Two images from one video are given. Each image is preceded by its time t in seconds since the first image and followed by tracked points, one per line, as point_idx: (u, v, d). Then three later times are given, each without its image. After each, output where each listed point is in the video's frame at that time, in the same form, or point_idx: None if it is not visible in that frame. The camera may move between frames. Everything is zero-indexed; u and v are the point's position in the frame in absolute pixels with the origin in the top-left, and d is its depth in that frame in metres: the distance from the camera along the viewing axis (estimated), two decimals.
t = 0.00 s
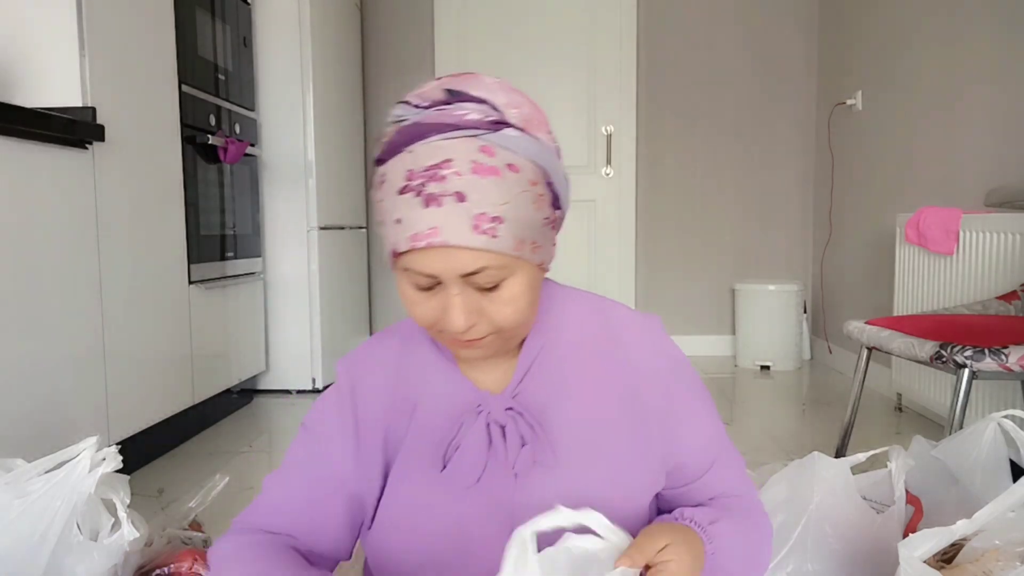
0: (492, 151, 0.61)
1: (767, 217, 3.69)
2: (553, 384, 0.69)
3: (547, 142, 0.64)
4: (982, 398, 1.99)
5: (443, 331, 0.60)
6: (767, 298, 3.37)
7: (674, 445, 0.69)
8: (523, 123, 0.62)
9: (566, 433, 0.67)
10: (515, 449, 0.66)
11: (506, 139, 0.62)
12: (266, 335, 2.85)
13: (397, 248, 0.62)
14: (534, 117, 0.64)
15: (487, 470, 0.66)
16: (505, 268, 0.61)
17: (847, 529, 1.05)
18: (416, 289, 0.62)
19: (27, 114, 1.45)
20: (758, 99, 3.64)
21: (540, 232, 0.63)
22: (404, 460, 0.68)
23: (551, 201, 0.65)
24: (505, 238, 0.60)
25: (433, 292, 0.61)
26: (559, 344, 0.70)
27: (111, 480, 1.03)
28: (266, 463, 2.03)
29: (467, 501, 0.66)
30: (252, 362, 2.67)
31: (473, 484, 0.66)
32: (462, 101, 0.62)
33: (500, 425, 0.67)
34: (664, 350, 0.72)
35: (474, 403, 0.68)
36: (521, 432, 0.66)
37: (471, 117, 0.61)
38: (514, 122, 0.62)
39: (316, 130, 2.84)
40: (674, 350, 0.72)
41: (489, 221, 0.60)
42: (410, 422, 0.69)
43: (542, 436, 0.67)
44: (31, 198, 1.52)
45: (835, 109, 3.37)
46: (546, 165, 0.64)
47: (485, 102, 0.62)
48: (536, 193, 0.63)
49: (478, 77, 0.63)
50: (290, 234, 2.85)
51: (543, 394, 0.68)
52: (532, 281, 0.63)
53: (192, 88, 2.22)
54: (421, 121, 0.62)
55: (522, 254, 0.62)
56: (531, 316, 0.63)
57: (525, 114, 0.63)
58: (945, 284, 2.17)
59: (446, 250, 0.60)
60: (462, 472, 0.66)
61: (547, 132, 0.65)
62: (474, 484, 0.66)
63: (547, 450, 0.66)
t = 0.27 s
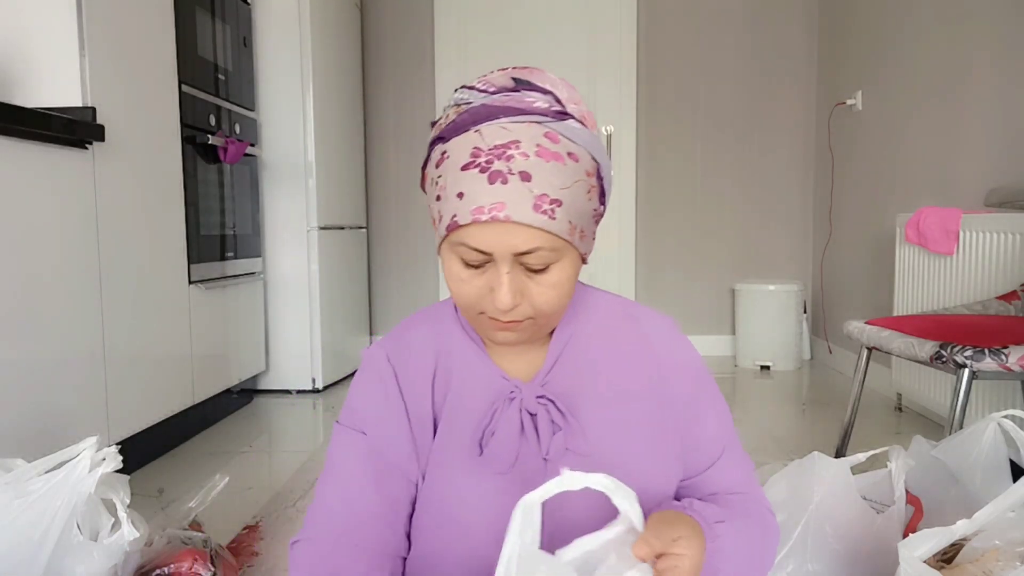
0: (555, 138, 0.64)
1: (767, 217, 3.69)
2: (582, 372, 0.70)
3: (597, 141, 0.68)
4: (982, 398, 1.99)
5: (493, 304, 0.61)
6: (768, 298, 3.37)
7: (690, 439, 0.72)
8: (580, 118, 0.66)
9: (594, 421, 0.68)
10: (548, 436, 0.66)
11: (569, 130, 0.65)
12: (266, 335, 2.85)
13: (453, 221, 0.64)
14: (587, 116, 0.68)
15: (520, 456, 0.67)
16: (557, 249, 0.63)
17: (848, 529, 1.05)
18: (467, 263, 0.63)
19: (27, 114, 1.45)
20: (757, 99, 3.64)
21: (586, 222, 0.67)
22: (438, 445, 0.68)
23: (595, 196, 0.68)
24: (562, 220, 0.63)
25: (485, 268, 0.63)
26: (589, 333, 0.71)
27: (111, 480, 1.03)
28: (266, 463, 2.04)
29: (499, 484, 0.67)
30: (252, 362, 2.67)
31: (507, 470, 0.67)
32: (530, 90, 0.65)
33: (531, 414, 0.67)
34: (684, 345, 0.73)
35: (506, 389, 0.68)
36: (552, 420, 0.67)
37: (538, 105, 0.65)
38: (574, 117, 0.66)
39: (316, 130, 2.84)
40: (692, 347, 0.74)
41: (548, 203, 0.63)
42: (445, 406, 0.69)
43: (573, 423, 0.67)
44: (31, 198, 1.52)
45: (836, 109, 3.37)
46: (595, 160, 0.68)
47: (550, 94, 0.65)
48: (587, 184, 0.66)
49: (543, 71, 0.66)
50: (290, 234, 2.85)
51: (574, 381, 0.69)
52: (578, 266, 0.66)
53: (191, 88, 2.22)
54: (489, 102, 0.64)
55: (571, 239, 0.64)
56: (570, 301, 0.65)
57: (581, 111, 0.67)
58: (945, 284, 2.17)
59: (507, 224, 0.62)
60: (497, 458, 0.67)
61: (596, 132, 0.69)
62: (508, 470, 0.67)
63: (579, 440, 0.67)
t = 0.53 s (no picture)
0: (574, 140, 0.65)
1: (766, 218, 3.69)
2: (590, 373, 0.70)
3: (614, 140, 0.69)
4: (982, 398, 1.99)
5: (510, 308, 0.62)
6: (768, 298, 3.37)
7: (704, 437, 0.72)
8: (598, 118, 0.67)
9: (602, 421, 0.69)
10: (553, 438, 0.66)
11: (588, 130, 0.65)
12: (266, 335, 2.85)
13: (471, 224, 0.64)
14: (605, 114, 0.68)
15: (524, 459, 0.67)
16: (574, 252, 0.64)
17: (848, 529, 1.05)
18: (484, 265, 0.64)
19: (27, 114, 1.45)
20: (757, 99, 3.64)
21: (603, 222, 0.67)
22: (440, 444, 0.68)
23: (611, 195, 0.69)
24: (580, 223, 0.64)
25: (502, 271, 0.63)
26: (596, 333, 0.71)
27: (112, 480, 1.03)
28: (266, 463, 2.04)
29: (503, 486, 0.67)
30: (252, 362, 2.67)
31: (512, 471, 0.67)
32: (548, 88, 0.65)
33: (537, 415, 0.67)
34: (694, 345, 0.73)
35: (513, 389, 0.69)
36: (558, 422, 0.67)
37: (557, 104, 0.65)
38: (593, 117, 0.66)
39: (316, 130, 2.84)
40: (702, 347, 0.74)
41: (567, 206, 0.63)
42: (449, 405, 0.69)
43: (580, 424, 0.67)
44: (32, 198, 1.52)
45: (836, 109, 3.37)
46: (613, 160, 0.68)
47: (568, 92, 0.66)
48: (604, 185, 0.67)
49: (562, 70, 0.67)
50: (290, 234, 2.85)
51: (581, 382, 0.69)
52: (593, 267, 0.67)
53: (191, 88, 2.22)
54: (508, 101, 0.64)
55: (588, 241, 0.65)
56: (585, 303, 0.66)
57: (599, 110, 0.67)
58: (945, 284, 2.17)
59: (527, 227, 0.62)
60: (501, 459, 0.66)
61: (613, 130, 0.69)
62: (512, 472, 0.67)
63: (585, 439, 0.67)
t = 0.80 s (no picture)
0: (573, 153, 0.64)
1: (766, 218, 3.69)
2: (587, 373, 0.70)
3: (616, 147, 0.68)
4: (982, 398, 1.99)
5: (507, 322, 0.63)
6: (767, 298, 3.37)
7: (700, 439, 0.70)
8: (599, 128, 0.66)
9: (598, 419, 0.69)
10: (549, 435, 0.66)
11: (587, 141, 0.65)
12: (266, 335, 2.85)
13: (468, 238, 0.65)
14: (606, 120, 0.67)
15: (520, 455, 0.67)
16: (570, 265, 0.64)
17: (847, 529, 1.05)
18: (481, 278, 0.64)
19: (27, 113, 1.45)
20: (757, 98, 3.64)
21: (601, 232, 0.67)
22: (436, 440, 0.69)
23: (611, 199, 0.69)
24: (578, 237, 0.64)
25: (499, 284, 0.64)
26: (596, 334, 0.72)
27: (111, 480, 1.03)
28: (266, 463, 2.04)
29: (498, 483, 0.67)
30: (252, 362, 2.67)
31: (507, 469, 0.67)
32: (548, 99, 0.64)
33: (534, 413, 0.67)
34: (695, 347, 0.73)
35: (511, 387, 0.69)
36: (554, 420, 0.67)
37: (556, 115, 0.64)
38: (593, 127, 0.65)
39: (316, 130, 2.84)
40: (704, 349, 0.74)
41: (565, 221, 0.63)
42: (447, 403, 0.70)
43: (576, 423, 0.67)
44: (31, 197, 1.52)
45: (835, 109, 3.37)
46: (613, 168, 0.68)
47: (568, 102, 0.65)
48: (603, 195, 0.67)
49: (562, 76, 0.65)
50: (291, 234, 2.85)
51: (578, 381, 0.70)
52: (591, 276, 0.67)
53: (192, 88, 2.22)
54: (506, 113, 0.64)
55: (587, 251, 0.65)
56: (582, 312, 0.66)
57: (599, 118, 0.66)
58: (945, 284, 2.17)
59: (523, 244, 0.62)
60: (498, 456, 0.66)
61: (614, 135, 0.68)
62: (507, 469, 0.66)
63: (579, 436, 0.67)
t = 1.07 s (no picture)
0: (567, 145, 0.65)
1: (766, 218, 3.69)
2: (585, 368, 0.70)
3: (608, 141, 0.69)
4: (982, 398, 1.99)
5: (506, 313, 0.63)
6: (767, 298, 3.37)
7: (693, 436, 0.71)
8: (591, 122, 0.67)
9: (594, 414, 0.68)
10: (546, 429, 0.66)
11: (580, 134, 0.65)
12: (266, 334, 2.85)
13: (467, 231, 0.65)
14: (597, 115, 0.68)
15: (517, 449, 0.66)
16: (566, 256, 0.64)
17: (848, 529, 1.05)
18: (480, 270, 0.65)
19: (27, 113, 1.45)
20: (757, 98, 3.64)
21: (597, 224, 0.68)
22: (433, 436, 0.69)
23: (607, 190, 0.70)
24: (574, 228, 0.64)
25: (497, 276, 0.64)
26: (592, 330, 0.72)
27: (112, 480, 1.03)
28: (266, 463, 2.04)
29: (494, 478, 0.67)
30: (252, 362, 2.67)
31: (505, 462, 0.67)
32: (540, 94, 0.65)
33: (531, 407, 0.67)
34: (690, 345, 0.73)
35: (508, 381, 0.69)
36: (552, 414, 0.67)
37: (549, 109, 0.65)
38: (585, 120, 0.66)
39: (316, 130, 2.84)
40: (700, 346, 0.74)
41: (561, 211, 0.64)
42: (444, 398, 0.70)
43: (574, 417, 0.67)
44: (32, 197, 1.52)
45: (836, 109, 3.37)
46: (607, 162, 0.68)
47: (560, 97, 0.66)
48: (598, 187, 0.67)
49: (553, 72, 0.66)
50: (290, 233, 2.85)
51: (575, 377, 0.70)
52: (587, 267, 0.67)
53: (191, 88, 2.22)
54: (500, 108, 0.64)
55: (583, 242, 0.66)
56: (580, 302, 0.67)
57: (591, 111, 0.67)
58: (945, 284, 2.17)
59: (520, 235, 0.63)
60: (496, 450, 0.66)
61: (606, 129, 0.69)
62: (505, 462, 0.66)
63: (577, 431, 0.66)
